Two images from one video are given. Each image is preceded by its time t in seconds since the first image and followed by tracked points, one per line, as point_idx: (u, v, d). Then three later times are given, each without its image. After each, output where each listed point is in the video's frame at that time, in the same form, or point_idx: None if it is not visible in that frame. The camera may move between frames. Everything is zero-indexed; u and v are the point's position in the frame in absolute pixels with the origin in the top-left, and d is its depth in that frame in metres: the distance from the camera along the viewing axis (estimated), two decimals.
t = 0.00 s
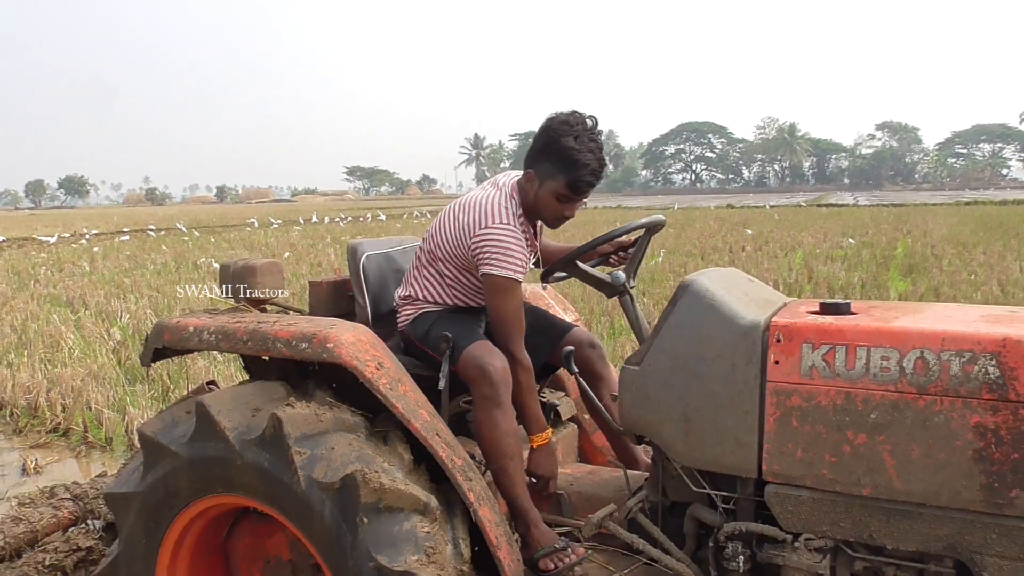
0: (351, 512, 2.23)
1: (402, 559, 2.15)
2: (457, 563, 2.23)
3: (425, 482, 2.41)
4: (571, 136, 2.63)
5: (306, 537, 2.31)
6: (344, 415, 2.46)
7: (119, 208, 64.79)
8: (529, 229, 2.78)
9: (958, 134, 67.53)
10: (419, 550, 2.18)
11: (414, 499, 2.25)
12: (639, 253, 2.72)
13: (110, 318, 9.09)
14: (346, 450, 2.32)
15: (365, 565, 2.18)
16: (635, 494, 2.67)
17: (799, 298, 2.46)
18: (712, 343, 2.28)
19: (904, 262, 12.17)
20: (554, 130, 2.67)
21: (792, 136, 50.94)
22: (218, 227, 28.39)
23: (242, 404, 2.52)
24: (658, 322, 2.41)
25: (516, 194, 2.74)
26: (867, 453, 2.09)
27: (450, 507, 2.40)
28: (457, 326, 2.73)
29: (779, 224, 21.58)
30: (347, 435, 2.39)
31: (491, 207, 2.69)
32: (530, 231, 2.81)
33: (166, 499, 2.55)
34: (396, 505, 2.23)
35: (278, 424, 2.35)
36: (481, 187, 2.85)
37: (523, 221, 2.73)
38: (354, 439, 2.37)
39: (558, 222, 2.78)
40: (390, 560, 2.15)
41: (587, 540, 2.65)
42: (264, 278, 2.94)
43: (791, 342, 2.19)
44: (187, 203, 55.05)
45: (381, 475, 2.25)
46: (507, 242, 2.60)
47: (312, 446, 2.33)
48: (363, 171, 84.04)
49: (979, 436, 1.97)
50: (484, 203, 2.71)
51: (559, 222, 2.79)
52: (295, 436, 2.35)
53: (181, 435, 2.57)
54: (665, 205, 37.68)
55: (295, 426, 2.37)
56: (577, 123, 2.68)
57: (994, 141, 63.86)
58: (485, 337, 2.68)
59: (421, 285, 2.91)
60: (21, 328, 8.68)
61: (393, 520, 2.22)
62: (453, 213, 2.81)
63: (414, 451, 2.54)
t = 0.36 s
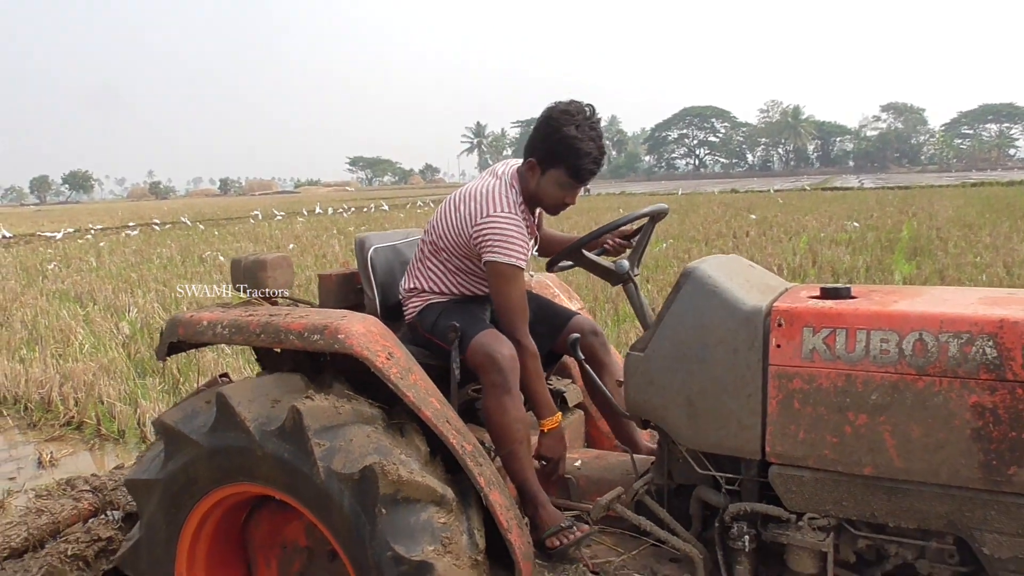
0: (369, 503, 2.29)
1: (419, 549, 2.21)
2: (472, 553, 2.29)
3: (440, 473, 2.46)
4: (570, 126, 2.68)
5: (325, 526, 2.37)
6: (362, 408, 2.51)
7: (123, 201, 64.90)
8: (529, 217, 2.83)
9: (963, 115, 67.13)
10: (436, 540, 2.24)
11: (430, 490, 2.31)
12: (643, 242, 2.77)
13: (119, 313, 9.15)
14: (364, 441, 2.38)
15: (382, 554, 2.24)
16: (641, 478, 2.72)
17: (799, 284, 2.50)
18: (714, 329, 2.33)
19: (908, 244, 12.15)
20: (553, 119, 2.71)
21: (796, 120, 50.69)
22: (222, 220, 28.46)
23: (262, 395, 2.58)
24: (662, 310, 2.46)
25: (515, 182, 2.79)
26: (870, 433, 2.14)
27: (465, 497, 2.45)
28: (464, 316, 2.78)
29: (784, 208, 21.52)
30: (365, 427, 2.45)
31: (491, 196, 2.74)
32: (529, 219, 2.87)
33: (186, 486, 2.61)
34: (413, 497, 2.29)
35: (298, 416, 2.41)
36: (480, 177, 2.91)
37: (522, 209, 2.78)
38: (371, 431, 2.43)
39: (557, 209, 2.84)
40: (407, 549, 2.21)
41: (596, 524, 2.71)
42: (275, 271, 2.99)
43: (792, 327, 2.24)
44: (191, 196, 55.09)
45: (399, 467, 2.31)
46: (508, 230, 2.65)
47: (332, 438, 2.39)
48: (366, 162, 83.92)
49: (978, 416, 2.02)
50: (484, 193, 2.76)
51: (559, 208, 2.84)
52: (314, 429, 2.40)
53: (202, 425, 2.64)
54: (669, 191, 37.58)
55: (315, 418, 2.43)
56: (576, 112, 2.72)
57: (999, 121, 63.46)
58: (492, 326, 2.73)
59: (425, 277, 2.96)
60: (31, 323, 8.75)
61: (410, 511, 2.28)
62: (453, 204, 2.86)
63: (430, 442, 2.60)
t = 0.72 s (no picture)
0: (376, 487, 2.31)
1: (424, 533, 2.23)
2: (477, 538, 2.31)
3: (446, 459, 2.49)
4: (591, 126, 2.70)
5: (332, 510, 2.40)
6: (369, 393, 2.54)
7: (125, 190, 64.85)
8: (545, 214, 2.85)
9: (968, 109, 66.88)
10: (440, 525, 2.26)
11: (436, 475, 2.32)
12: (648, 231, 2.78)
13: (122, 300, 9.18)
14: (371, 427, 2.40)
15: (388, 538, 2.27)
16: (646, 467, 2.74)
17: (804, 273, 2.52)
18: (722, 319, 2.34)
19: (911, 238, 12.15)
20: (572, 119, 2.73)
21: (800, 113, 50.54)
22: (224, 210, 28.41)
23: (269, 379, 2.60)
24: (668, 298, 2.48)
25: (534, 180, 2.81)
26: (872, 420, 2.16)
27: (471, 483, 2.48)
28: (467, 304, 2.80)
29: (786, 201, 21.49)
30: (372, 412, 2.47)
31: (511, 193, 2.75)
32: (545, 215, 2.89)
33: (192, 471, 2.64)
34: (419, 481, 2.31)
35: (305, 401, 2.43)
36: (496, 172, 2.92)
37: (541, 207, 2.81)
38: (379, 417, 2.46)
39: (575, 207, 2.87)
40: (413, 534, 2.24)
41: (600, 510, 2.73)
42: (283, 258, 3.02)
43: (797, 316, 2.26)
44: (193, 185, 55.11)
45: (405, 452, 2.33)
46: (529, 229, 2.67)
47: (338, 423, 2.41)
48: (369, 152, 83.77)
49: (979, 403, 2.04)
50: (504, 190, 2.77)
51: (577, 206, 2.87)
52: (321, 414, 2.43)
53: (209, 409, 2.66)
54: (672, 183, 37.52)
55: (321, 404, 2.45)
56: (594, 110, 2.74)
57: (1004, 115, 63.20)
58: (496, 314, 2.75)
59: (436, 267, 2.97)
60: (35, 310, 8.78)
61: (416, 496, 2.30)
62: (469, 197, 2.86)
63: (435, 427, 2.62)
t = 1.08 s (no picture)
0: (376, 482, 2.32)
1: (425, 526, 2.24)
2: (478, 530, 2.32)
3: (445, 451, 2.49)
4: (567, 86, 2.71)
5: (332, 505, 2.40)
6: (367, 388, 2.54)
7: (114, 188, 64.58)
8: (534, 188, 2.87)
9: (956, 99, 67.10)
10: (441, 518, 2.26)
11: (436, 469, 2.32)
12: (645, 223, 2.79)
13: (114, 298, 9.13)
14: (369, 422, 2.41)
15: (390, 533, 2.28)
16: (645, 459, 2.75)
17: (799, 264, 2.54)
18: (718, 309, 2.35)
19: (902, 227, 12.19)
20: (549, 83, 2.74)
21: (790, 104, 50.66)
22: (215, 207, 28.24)
23: (266, 375, 2.60)
24: (664, 290, 2.49)
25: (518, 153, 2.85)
26: (870, 409, 2.18)
27: (470, 476, 2.48)
28: (465, 298, 2.80)
29: (778, 193, 21.53)
30: (370, 407, 2.47)
31: (494, 169, 2.78)
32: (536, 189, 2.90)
33: (191, 470, 2.63)
34: (418, 474, 2.31)
35: (303, 397, 2.43)
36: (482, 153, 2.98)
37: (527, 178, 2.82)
38: (377, 411, 2.46)
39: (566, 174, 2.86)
40: (414, 527, 2.24)
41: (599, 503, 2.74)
42: (278, 254, 3.01)
43: (793, 306, 2.27)
44: (183, 182, 54.86)
45: (404, 446, 2.33)
46: (509, 196, 2.69)
47: (336, 419, 2.42)
48: (359, 147, 83.48)
49: (976, 390, 2.06)
50: (485, 164, 2.82)
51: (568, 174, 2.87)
52: (319, 409, 2.43)
53: (207, 407, 2.65)
54: (663, 176, 37.54)
55: (319, 399, 2.45)
56: (571, 74, 2.75)
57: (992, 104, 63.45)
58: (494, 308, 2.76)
59: (429, 254, 3.00)
60: (26, 309, 8.73)
61: (416, 489, 2.30)
62: (456, 178, 2.92)
63: (433, 420, 2.63)
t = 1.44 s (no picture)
0: (370, 477, 2.30)
1: (420, 522, 2.23)
2: (473, 526, 2.31)
3: (440, 446, 2.48)
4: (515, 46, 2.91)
5: (327, 500, 2.38)
6: (361, 382, 2.53)
7: (103, 177, 64.11)
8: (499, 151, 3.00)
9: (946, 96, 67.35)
10: (436, 514, 2.25)
11: (432, 464, 2.31)
12: (641, 219, 2.78)
13: (103, 289, 9.06)
14: (364, 416, 2.39)
15: (384, 528, 2.27)
16: (640, 455, 2.75)
17: (798, 261, 2.53)
18: (714, 303, 2.35)
19: (893, 223, 12.23)
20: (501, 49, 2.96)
21: (781, 99, 50.74)
22: (205, 197, 28.06)
23: (260, 369, 2.58)
24: (661, 285, 2.48)
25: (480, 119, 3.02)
26: (867, 407, 2.18)
27: (465, 471, 2.47)
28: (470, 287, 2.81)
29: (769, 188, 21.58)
30: (365, 401, 2.45)
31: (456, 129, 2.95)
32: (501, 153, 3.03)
33: (184, 464, 2.61)
34: (413, 470, 2.30)
35: (297, 391, 2.42)
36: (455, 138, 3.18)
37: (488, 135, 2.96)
38: (372, 406, 2.44)
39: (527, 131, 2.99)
40: (409, 523, 2.23)
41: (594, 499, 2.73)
42: (273, 247, 2.99)
43: (792, 304, 2.26)
44: (172, 171, 54.50)
45: (400, 441, 2.32)
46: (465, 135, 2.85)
47: (331, 414, 2.40)
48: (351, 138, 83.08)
49: (973, 387, 2.06)
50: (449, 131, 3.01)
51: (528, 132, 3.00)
52: (314, 404, 2.41)
53: (200, 400, 2.63)
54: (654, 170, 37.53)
55: (313, 394, 2.43)
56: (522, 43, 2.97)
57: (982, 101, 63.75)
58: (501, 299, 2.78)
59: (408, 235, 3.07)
60: (14, 299, 8.64)
61: (412, 485, 2.29)
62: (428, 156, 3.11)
63: (429, 414, 2.62)
